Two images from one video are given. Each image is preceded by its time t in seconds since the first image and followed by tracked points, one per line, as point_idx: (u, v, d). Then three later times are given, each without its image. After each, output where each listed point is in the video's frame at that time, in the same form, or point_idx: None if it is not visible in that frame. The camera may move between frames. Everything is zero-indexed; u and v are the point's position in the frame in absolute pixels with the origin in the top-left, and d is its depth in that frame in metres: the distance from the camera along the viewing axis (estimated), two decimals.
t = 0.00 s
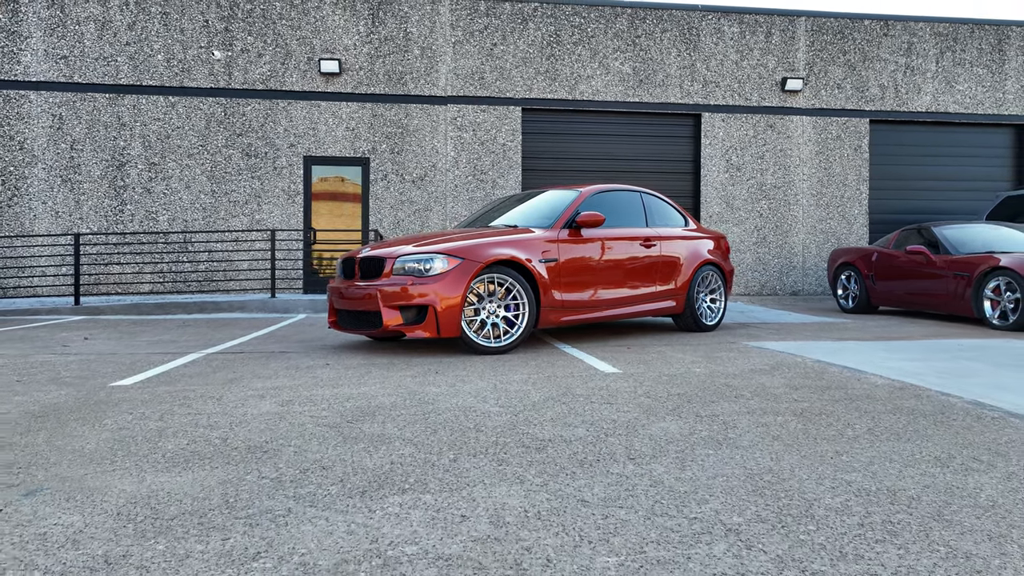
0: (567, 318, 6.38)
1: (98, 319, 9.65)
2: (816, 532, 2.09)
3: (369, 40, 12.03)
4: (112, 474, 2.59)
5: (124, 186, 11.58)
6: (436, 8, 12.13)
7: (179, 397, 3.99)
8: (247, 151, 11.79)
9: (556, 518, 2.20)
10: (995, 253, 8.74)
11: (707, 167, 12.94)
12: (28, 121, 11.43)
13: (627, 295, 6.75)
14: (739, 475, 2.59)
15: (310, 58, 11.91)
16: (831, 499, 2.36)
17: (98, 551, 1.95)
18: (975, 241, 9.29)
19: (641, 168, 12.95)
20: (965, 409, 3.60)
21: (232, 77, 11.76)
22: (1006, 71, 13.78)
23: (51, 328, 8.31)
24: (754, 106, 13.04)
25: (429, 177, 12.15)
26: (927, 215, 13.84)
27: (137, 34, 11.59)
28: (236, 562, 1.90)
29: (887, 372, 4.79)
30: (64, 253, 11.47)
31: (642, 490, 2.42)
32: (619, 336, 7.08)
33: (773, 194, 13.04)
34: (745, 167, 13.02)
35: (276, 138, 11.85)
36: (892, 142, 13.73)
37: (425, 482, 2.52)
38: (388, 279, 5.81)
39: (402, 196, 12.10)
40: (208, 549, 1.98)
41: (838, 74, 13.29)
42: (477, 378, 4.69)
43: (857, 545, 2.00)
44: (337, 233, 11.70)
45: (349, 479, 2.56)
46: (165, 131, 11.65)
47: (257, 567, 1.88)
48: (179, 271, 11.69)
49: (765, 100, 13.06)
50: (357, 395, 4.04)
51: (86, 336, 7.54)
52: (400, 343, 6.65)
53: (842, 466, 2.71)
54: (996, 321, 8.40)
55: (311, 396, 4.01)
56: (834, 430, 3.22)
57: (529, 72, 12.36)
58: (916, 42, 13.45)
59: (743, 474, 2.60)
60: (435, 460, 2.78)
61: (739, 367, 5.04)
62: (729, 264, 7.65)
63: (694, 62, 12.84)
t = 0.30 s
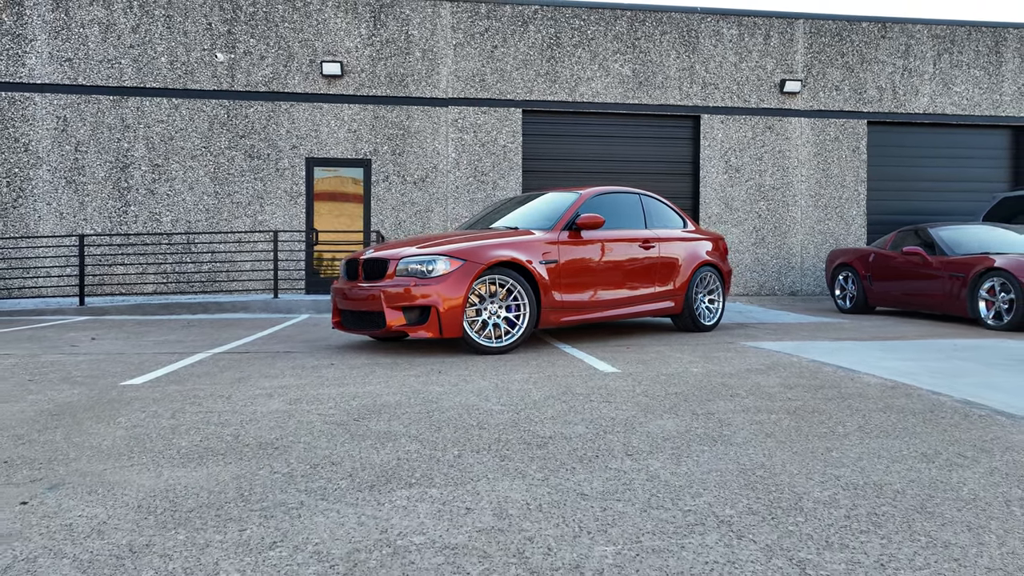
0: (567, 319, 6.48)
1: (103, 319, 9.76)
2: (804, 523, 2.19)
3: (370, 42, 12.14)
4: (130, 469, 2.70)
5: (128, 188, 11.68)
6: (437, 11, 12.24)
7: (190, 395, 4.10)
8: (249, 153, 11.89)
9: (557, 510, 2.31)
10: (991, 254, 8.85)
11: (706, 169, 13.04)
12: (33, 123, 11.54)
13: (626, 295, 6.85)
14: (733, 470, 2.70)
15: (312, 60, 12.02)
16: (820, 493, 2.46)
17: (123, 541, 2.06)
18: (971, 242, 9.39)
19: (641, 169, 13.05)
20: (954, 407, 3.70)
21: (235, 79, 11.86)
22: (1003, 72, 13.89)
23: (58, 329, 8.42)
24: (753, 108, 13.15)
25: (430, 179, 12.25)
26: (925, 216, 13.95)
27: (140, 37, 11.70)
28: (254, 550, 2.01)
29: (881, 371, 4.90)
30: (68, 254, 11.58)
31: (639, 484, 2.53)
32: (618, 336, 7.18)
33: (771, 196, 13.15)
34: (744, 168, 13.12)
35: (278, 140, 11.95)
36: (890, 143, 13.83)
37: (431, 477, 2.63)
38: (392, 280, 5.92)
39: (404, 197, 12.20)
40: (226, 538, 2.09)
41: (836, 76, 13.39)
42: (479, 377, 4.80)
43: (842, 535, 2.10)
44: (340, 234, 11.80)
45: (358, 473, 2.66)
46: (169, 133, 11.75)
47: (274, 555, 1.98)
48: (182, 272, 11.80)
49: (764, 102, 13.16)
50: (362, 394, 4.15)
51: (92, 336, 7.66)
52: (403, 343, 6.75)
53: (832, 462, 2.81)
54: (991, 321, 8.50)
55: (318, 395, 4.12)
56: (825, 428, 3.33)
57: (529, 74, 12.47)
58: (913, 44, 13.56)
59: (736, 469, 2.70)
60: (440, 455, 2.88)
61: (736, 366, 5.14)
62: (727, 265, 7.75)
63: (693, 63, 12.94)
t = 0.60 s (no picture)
0: (566, 320, 6.57)
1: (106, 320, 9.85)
2: (792, 517, 2.29)
3: (371, 44, 12.24)
4: (143, 466, 2.79)
5: (131, 190, 11.78)
6: (437, 13, 12.34)
7: (196, 395, 4.19)
8: (251, 155, 11.99)
9: (554, 505, 2.40)
10: (986, 255, 8.94)
11: (705, 170, 13.14)
12: (36, 125, 11.63)
13: (624, 297, 6.94)
14: (724, 467, 2.79)
15: (314, 63, 12.12)
16: (808, 488, 2.56)
17: (139, 534, 2.16)
18: (966, 243, 9.48)
19: (640, 171, 13.13)
20: (943, 407, 3.79)
21: (237, 81, 11.96)
22: (1000, 75, 13.99)
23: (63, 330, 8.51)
24: (751, 110, 13.24)
25: (431, 180, 12.34)
26: (923, 217, 14.03)
27: (143, 40, 11.80)
28: (265, 543, 2.10)
29: (873, 371, 4.99)
30: (72, 255, 11.68)
31: (633, 480, 2.63)
32: (617, 337, 7.28)
33: (770, 197, 13.25)
34: (743, 170, 13.22)
35: (280, 141, 12.05)
36: (888, 145, 13.91)
37: (433, 473, 2.72)
38: (393, 282, 6.01)
39: (405, 199, 12.29)
40: (237, 531, 2.19)
41: (834, 78, 13.49)
42: (480, 377, 4.90)
43: (827, 528, 2.20)
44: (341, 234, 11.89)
45: (362, 470, 2.76)
46: (171, 135, 11.85)
47: (284, 547, 2.08)
48: (184, 273, 11.90)
49: (762, 103, 13.26)
50: (365, 394, 4.24)
51: (98, 337, 7.75)
52: (405, 344, 6.85)
53: (821, 459, 2.91)
54: (986, 322, 8.59)
55: (322, 395, 4.22)
56: (816, 426, 3.42)
57: (529, 77, 12.57)
58: (911, 47, 13.66)
59: (728, 466, 2.80)
60: (442, 453, 2.98)
61: (731, 366, 5.24)
62: (724, 267, 7.84)
63: (692, 66, 13.04)
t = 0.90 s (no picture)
0: (566, 318, 6.68)
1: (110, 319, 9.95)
2: (780, 505, 2.39)
3: (373, 46, 12.34)
4: (156, 458, 2.89)
5: (134, 190, 11.88)
6: (438, 15, 12.44)
7: (203, 391, 4.29)
8: (253, 155, 12.09)
9: (553, 493, 2.50)
10: (981, 255, 9.04)
11: (704, 171, 13.25)
12: (40, 126, 11.73)
13: (623, 295, 7.05)
14: (718, 459, 2.90)
15: (315, 64, 12.22)
16: (797, 478, 2.67)
17: (157, 520, 2.26)
18: (962, 243, 9.59)
19: (639, 171, 13.23)
20: (932, 402, 3.90)
21: (240, 82, 12.06)
22: (996, 76, 14.09)
23: (68, 328, 8.61)
24: (750, 111, 13.34)
25: (432, 180, 12.44)
26: (921, 217, 14.12)
27: (146, 41, 11.90)
28: (277, 528, 2.21)
29: (867, 368, 5.09)
30: (75, 255, 11.78)
31: (629, 470, 2.73)
32: (616, 335, 7.38)
33: (768, 197, 13.35)
34: (741, 170, 13.32)
35: (282, 142, 12.16)
36: (885, 145, 14.01)
37: (436, 465, 2.83)
38: (396, 281, 6.11)
39: (406, 199, 12.39)
40: (250, 518, 2.29)
41: (832, 80, 13.59)
42: (480, 374, 5.00)
43: (814, 515, 2.30)
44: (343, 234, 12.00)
45: (368, 462, 2.86)
46: (174, 135, 11.95)
47: (296, 532, 2.18)
48: (187, 272, 12.00)
49: (761, 104, 13.36)
50: (369, 390, 4.35)
51: (103, 336, 7.85)
52: (406, 342, 6.95)
53: (810, 451, 3.01)
54: (980, 321, 8.69)
55: (327, 391, 4.32)
56: (808, 421, 3.52)
57: (529, 78, 12.68)
58: (908, 48, 13.76)
59: (722, 458, 2.90)
60: (445, 446, 3.08)
61: (727, 364, 5.34)
62: (722, 266, 7.94)
63: (691, 67, 13.14)
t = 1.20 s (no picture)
0: (564, 318, 6.78)
1: (114, 318, 10.05)
2: (767, 495, 2.49)
3: (373, 47, 12.44)
4: (166, 451, 2.99)
5: (136, 190, 11.98)
6: (438, 16, 12.54)
7: (209, 388, 4.39)
8: (255, 155, 12.19)
9: (549, 484, 2.60)
10: (975, 255, 9.13)
11: (702, 171, 13.34)
12: (44, 127, 11.83)
13: (621, 295, 7.14)
14: (709, 452, 3.00)
15: (317, 65, 12.32)
16: (785, 470, 2.77)
17: (169, 509, 2.36)
18: (957, 243, 9.69)
19: (638, 171, 13.32)
20: (920, 398, 4.00)
21: (241, 83, 12.16)
22: (993, 77, 14.19)
23: (73, 327, 8.70)
24: (748, 112, 13.44)
25: (432, 181, 12.54)
26: (918, 217, 14.21)
27: (149, 42, 12.00)
28: (285, 516, 2.31)
29: (859, 366, 5.19)
30: (79, 255, 11.89)
31: (622, 463, 2.83)
32: (613, 334, 7.49)
33: (766, 198, 13.44)
34: (740, 171, 13.42)
35: (284, 143, 12.25)
36: (882, 146, 14.11)
37: (437, 457, 2.93)
38: (396, 280, 6.21)
39: (406, 199, 12.49)
40: (258, 506, 2.39)
41: (829, 81, 13.69)
42: (480, 372, 5.10)
43: (799, 504, 2.40)
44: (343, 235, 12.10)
45: (371, 454, 2.96)
46: (176, 136, 12.04)
47: (303, 519, 2.28)
48: (189, 272, 12.11)
49: (759, 105, 13.46)
50: (371, 386, 4.45)
51: (108, 334, 7.95)
52: (407, 341, 7.05)
53: (799, 445, 3.11)
54: (974, 320, 8.79)
55: (329, 387, 4.42)
56: (798, 416, 3.62)
57: (528, 79, 12.77)
58: (905, 49, 13.86)
59: (713, 451, 3.00)
60: (445, 440, 3.18)
61: (723, 362, 5.44)
62: (719, 266, 8.03)
63: (689, 68, 13.24)
